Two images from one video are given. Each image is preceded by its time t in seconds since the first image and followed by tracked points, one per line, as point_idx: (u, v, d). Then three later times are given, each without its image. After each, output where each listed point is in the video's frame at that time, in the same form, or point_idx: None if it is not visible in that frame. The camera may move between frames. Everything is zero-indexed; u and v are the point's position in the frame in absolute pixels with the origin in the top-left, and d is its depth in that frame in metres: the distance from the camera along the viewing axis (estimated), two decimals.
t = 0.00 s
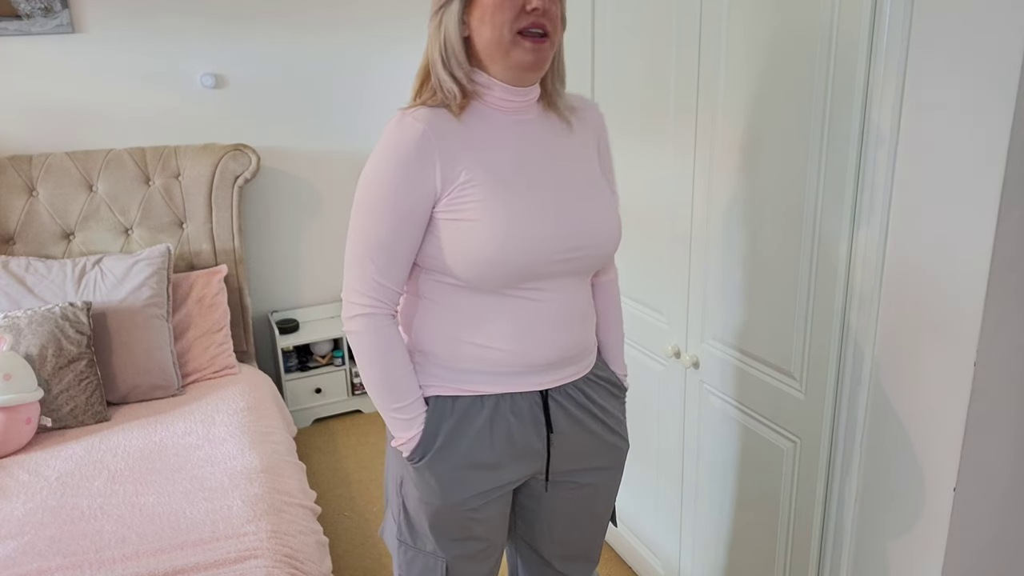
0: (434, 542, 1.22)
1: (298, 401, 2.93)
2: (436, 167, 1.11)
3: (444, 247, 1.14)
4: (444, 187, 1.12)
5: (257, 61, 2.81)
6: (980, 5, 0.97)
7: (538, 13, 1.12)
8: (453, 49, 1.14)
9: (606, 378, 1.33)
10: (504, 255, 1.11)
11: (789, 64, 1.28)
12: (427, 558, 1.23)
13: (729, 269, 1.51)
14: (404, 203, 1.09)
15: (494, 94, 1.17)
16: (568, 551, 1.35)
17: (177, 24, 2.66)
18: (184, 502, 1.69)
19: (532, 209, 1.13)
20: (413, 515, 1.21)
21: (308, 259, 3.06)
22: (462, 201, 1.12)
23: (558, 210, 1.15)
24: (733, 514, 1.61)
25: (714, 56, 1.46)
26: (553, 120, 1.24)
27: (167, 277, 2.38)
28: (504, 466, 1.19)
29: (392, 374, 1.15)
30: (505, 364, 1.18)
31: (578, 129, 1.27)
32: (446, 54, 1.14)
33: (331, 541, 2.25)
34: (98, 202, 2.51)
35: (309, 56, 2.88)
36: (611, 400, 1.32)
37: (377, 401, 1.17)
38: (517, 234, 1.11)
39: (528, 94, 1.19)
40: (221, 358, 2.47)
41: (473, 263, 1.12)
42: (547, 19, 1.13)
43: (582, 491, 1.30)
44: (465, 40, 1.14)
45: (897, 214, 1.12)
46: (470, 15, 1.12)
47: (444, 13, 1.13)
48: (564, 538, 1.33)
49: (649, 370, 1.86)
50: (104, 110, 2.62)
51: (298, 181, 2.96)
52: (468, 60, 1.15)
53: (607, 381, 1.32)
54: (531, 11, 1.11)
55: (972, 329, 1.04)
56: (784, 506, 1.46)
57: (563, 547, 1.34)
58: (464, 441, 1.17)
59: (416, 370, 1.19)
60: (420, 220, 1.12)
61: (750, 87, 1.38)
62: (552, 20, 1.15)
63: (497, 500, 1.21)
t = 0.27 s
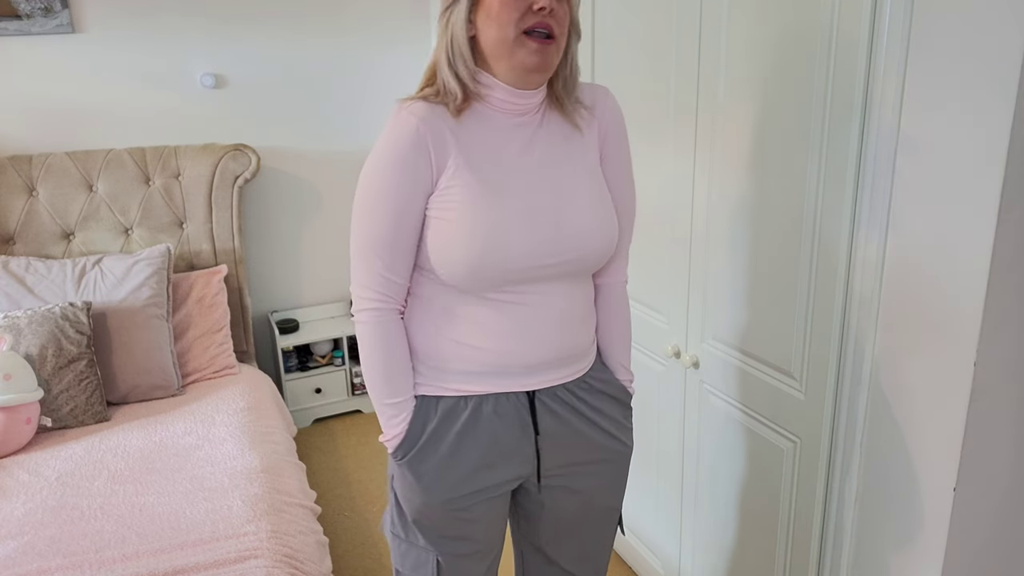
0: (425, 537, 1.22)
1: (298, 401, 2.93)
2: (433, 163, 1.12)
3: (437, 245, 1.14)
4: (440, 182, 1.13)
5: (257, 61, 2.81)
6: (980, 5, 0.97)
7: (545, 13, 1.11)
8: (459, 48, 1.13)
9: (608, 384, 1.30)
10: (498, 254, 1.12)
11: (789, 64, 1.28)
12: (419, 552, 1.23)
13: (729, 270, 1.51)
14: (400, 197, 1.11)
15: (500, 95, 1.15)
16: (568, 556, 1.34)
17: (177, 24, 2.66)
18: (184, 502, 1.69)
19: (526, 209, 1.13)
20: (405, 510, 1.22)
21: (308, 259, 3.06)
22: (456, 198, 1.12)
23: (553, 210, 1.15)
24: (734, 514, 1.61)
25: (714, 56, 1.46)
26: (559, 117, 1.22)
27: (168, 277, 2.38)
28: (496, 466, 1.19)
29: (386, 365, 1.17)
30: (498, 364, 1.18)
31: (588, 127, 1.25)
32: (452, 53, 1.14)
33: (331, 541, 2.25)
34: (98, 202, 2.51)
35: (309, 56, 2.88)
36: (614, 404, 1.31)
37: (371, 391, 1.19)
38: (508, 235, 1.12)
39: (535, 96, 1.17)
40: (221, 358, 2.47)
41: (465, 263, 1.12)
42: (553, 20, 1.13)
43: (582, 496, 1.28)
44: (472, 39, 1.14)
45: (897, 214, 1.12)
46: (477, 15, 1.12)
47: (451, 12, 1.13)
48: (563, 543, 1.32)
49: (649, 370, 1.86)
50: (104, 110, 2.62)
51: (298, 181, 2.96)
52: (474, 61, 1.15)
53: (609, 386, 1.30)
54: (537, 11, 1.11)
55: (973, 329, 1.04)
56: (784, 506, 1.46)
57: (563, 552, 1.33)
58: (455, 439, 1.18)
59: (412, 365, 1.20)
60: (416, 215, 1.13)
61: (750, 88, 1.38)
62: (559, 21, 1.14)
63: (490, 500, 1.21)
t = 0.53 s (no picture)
0: (416, 530, 1.23)
1: (298, 401, 2.93)
2: (423, 167, 1.12)
3: (426, 248, 1.14)
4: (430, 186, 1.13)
5: (258, 61, 2.81)
6: (980, 6, 0.97)
7: (545, 18, 1.10)
8: (460, 48, 1.14)
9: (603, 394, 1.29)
10: (485, 261, 1.11)
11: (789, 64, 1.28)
12: (411, 544, 1.25)
13: (729, 270, 1.51)
14: (387, 200, 1.12)
15: (501, 97, 1.14)
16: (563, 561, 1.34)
17: (177, 24, 2.66)
18: (184, 502, 1.69)
19: (515, 215, 1.12)
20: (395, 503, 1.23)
21: (308, 259, 3.06)
22: (442, 204, 1.12)
23: (543, 217, 1.13)
24: (734, 514, 1.61)
25: (715, 56, 1.46)
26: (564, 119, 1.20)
27: (168, 277, 2.38)
28: (484, 466, 1.19)
29: (371, 364, 1.19)
30: (485, 370, 1.17)
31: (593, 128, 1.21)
32: (454, 53, 1.14)
33: (331, 541, 2.25)
34: (98, 202, 2.51)
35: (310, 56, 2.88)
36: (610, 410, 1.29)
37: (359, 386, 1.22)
38: (494, 241, 1.11)
39: (537, 101, 1.16)
40: (221, 358, 2.47)
41: (448, 270, 1.13)
42: (555, 24, 1.11)
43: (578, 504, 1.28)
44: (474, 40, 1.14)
45: (897, 214, 1.12)
46: (479, 16, 1.12)
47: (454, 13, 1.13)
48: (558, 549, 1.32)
49: (650, 370, 1.86)
50: (105, 110, 2.62)
51: (298, 181, 2.96)
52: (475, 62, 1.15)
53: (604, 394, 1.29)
54: (537, 15, 1.09)
55: (973, 329, 1.04)
56: (785, 506, 1.46)
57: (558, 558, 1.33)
58: (439, 438, 1.18)
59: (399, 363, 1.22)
60: (405, 218, 1.14)
61: (751, 88, 1.38)
62: (562, 27, 1.12)
63: (479, 501, 1.22)
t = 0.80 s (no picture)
0: (410, 529, 1.24)
1: (298, 401, 2.93)
2: (417, 167, 1.12)
3: (419, 249, 1.14)
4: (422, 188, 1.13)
5: (258, 61, 2.81)
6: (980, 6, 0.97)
7: (528, 24, 1.09)
8: (452, 51, 1.15)
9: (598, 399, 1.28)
10: (476, 263, 1.11)
11: (789, 63, 1.28)
12: (406, 543, 1.26)
13: (730, 270, 1.51)
14: (379, 202, 1.13)
15: (490, 101, 1.14)
16: (560, 566, 1.33)
17: (177, 24, 2.66)
18: (184, 502, 1.69)
19: (507, 218, 1.11)
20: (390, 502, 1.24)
21: (308, 259, 3.06)
22: (433, 206, 1.12)
23: (535, 220, 1.13)
24: (733, 514, 1.61)
25: (715, 57, 1.46)
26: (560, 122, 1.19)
27: (167, 277, 2.38)
28: (479, 466, 1.19)
29: (364, 363, 1.20)
30: (477, 373, 1.17)
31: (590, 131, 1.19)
32: (445, 58, 1.16)
33: (331, 542, 2.25)
34: (98, 202, 2.51)
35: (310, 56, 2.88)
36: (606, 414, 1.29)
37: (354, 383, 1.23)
38: (484, 245, 1.11)
39: (527, 106, 1.15)
40: (221, 358, 2.47)
41: (439, 273, 1.13)
42: (540, 30, 1.11)
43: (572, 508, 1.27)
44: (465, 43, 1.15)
45: (897, 214, 1.12)
46: (468, 20, 1.14)
47: (446, 19, 1.15)
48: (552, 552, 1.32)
49: (650, 370, 1.86)
50: (105, 110, 2.62)
51: (298, 181, 2.96)
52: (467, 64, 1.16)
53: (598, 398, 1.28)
54: (521, 20, 1.09)
55: (972, 329, 1.04)
56: (785, 506, 1.46)
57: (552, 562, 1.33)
58: (429, 440, 1.19)
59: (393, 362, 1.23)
60: (397, 219, 1.14)
61: (751, 88, 1.38)
62: (548, 32, 1.11)
63: (474, 500, 1.22)
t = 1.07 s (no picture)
0: (410, 531, 1.24)
1: (298, 401, 2.93)
2: (415, 167, 1.12)
3: (417, 250, 1.14)
4: (418, 189, 1.13)
5: (258, 61, 2.81)
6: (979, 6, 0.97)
7: (518, 22, 1.09)
8: (446, 51, 1.15)
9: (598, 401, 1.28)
10: (474, 265, 1.11)
11: (789, 64, 1.28)
12: (405, 545, 1.26)
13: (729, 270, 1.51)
14: (376, 203, 1.13)
15: (485, 101, 1.14)
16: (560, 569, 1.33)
17: (177, 24, 2.66)
18: (184, 502, 1.69)
19: (504, 219, 1.11)
20: (389, 505, 1.23)
21: (307, 259, 3.06)
22: (430, 208, 1.12)
23: (533, 221, 1.12)
24: (734, 514, 1.61)
25: (715, 57, 1.46)
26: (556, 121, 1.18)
27: (167, 277, 2.38)
28: (479, 469, 1.19)
29: (363, 365, 1.20)
30: (475, 374, 1.17)
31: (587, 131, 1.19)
32: (439, 59, 1.16)
33: (331, 541, 2.25)
34: (98, 202, 2.51)
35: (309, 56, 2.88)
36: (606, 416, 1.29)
37: (353, 385, 1.23)
38: (481, 246, 1.11)
39: (521, 105, 1.15)
40: (221, 358, 2.47)
41: (436, 274, 1.13)
42: (530, 27, 1.10)
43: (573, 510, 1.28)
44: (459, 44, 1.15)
45: (897, 213, 1.12)
46: (461, 21, 1.14)
47: (440, 20, 1.15)
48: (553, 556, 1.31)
49: (650, 370, 1.86)
50: (105, 110, 2.62)
51: (298, 181, 2.96)
52: (461, 65, 1.16)
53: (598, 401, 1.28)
54: (510, 18, 1.09)
55: (973, 329, 1.04)
56: (784, 506, 1.46)
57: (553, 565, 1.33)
58: (428, 441, 1.19)
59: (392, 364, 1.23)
60: (394, 221, 1.14)
61: (751, 88, 1.38)
62: (538, 29, 1.11)
63: (475, 501, 1.22)
